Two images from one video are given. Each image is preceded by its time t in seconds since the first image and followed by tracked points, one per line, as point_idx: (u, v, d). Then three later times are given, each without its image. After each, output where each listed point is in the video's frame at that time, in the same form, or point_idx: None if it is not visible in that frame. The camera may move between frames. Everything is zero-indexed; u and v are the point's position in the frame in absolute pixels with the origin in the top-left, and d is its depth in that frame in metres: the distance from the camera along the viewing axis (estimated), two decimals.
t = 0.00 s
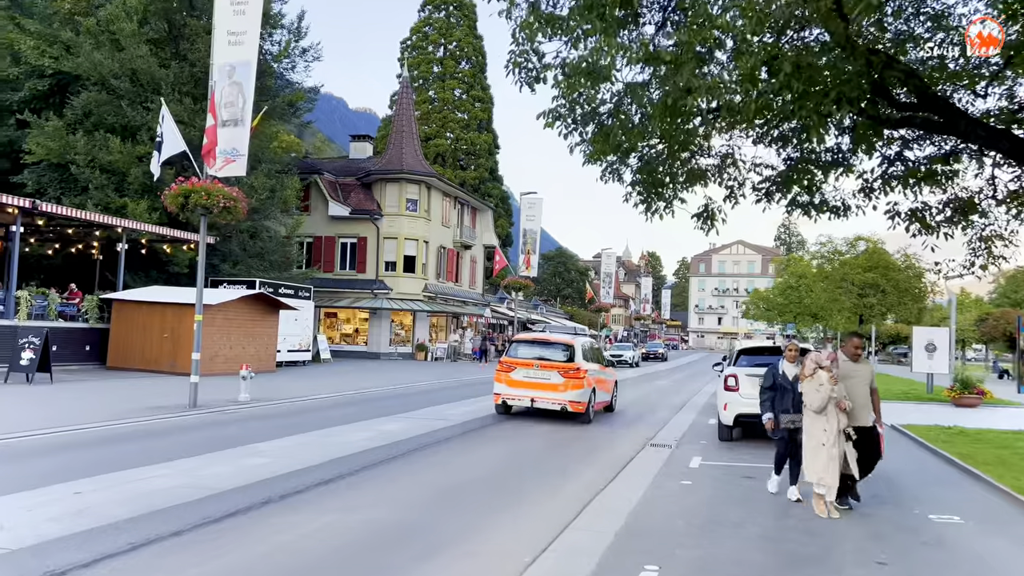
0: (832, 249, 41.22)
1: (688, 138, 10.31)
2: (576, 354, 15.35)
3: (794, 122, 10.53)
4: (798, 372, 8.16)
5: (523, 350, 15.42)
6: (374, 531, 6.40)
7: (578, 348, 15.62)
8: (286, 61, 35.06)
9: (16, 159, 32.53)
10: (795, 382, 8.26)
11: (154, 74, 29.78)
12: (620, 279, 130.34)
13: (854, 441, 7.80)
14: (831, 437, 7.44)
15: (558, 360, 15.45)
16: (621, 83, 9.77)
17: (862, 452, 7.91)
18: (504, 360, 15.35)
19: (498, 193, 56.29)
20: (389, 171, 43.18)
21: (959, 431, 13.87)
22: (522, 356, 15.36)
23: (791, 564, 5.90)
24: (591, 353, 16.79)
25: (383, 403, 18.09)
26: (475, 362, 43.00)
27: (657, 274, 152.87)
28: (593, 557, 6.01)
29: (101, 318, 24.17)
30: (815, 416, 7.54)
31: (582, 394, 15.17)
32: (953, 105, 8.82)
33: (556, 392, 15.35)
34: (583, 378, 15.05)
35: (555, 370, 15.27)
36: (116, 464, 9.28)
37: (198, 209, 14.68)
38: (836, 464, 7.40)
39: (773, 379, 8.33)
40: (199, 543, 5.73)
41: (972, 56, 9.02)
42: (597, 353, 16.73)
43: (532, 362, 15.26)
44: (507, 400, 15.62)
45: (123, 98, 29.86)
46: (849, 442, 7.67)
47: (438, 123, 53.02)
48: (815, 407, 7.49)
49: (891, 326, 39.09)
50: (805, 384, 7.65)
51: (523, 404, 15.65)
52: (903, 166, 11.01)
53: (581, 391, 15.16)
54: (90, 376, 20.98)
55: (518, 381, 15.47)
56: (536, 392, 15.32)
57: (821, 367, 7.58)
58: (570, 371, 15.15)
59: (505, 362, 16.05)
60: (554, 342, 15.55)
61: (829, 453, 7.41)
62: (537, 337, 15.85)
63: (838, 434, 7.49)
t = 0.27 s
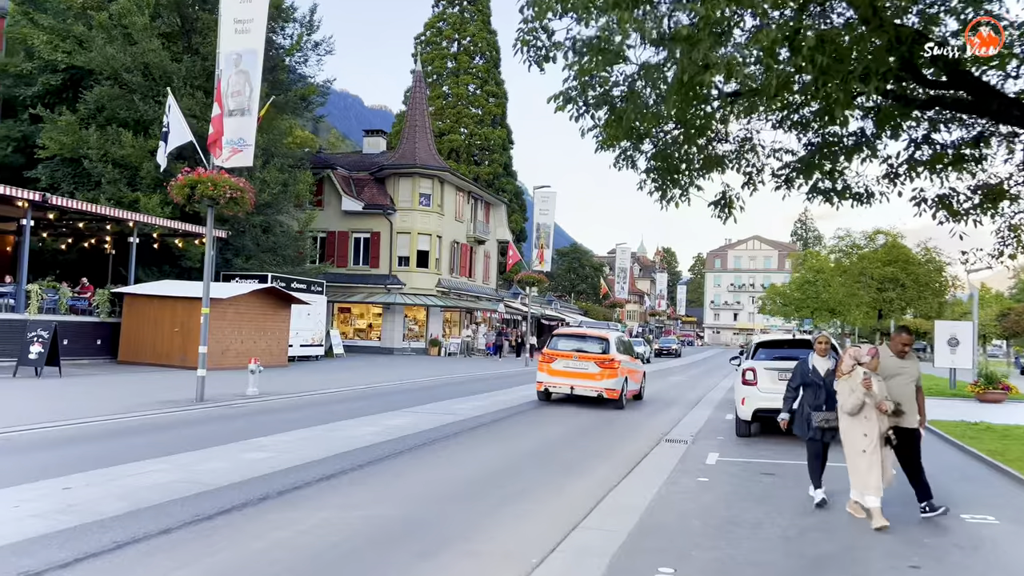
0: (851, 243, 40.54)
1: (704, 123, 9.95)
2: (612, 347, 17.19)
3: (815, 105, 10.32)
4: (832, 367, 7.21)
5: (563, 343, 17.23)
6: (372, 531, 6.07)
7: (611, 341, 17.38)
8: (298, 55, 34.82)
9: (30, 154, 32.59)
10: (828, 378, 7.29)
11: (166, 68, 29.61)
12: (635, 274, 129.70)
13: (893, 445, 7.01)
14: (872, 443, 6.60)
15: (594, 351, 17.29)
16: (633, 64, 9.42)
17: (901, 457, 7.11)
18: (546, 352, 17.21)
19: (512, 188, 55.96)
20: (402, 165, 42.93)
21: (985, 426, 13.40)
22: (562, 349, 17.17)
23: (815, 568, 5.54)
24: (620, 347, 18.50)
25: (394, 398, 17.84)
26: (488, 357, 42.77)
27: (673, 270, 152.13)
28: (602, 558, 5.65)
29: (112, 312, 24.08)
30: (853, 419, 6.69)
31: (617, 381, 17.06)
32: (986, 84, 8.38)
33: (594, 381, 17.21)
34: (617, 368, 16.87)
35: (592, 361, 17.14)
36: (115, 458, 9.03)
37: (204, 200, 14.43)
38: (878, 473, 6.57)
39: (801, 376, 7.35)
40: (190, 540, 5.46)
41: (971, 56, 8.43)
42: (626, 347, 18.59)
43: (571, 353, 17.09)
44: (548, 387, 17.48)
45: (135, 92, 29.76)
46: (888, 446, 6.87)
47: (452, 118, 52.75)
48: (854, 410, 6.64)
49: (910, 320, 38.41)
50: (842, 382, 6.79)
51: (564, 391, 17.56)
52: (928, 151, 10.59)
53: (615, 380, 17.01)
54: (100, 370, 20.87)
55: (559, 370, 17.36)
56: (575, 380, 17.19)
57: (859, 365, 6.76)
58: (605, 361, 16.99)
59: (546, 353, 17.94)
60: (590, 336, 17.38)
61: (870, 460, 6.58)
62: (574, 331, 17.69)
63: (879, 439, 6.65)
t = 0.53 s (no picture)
0: (869, 240, 39.83)
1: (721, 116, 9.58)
2: (641, 347, 18.61)
3: (839, 96, 10.04)
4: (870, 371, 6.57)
5: (598, 344, 18.66)
6: (366, 550, 5.67)
7: (641, 341, 18.82)
8: (307, 51, 34.62)
9: (40, 152, 32.50)
10: (861, 385, 6.76)
11: (175, 65, 29.34)
12: (649, 272, 128.85)
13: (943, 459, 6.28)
14: (917, 453, 5.94)
15: (627, 350, 18.75)
16: (647, 54, 9.04)
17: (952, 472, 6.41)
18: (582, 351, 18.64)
19: (525, 186, 55.50)
20: (413, 162, 42.59)
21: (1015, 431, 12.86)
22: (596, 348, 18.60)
23: None
24: (650, 347, 19.91)
25: (402, 399, 17.48)
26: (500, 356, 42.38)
27: (687, 267, 151.10)
28: None
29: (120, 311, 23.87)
30: (897, 428, 6.07)
31: (648, 378, 18.51)
32: None
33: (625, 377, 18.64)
34: (647, 366, 18.28)
35: (624, 359, 18.59)
36: (108, 463, 8.69)
37: (207, 198, 14.12)
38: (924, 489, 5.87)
39: (833, 383, 6.87)
40: (171, 559, 5.08)
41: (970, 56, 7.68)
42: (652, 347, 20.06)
43: (604, 353, 18.50)
44: (584, 383, 18.96)
45: (144, 89, 29.55)
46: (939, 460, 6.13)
47: (464, 115, 52.36)
48: (900, 416, 6.00)
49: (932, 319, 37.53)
50: (886, 386, 6.15)
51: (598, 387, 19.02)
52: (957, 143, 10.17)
53: (646, 376, 18.45)
54: (106, 370, 20.64)
55: (594, 367, 18.82)
56: (609, 377, 18.65)
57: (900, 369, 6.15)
58: (636, 360, 18.43)
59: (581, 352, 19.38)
60: (621, 336, 18.80)
61: (915, 474, 5.89)
62: (607, 332, 19.14)
63: (926, 450, 5.98)
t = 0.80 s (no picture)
0: (884, 237, 39.20)
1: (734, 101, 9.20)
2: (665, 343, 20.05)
3: (857, 81, 9.67)
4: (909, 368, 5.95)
5: (625, 340, 20.14)
6: (358, 552, 5.38)
7: (665, 338, 20.25)
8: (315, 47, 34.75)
9: (47, 149, 32.37)
10: (893, 385, 6.19)
11: (182, 62, 29.16)
12: (660, 270, 128.15)
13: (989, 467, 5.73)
14: (949, 460, 5.48)
15: (651, 346, 20.22)
16: (656, 34, 8.65)
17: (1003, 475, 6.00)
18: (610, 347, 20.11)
19: (535, 184, 55.16)
20: (422, 160, 42.34)
21: None
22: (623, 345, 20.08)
23: None
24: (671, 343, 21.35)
25: (408, 397, 17.20)
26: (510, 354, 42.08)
27: (699, 266, 150.23)
28: None
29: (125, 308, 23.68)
30: (933, 430, 5.57)
31: (672, 371, 20.01)
32: None
33: (651, 371, 20.20)
34: (671, 360, 19.75)
35: (650, 354, 20.09)
36: (99, 462, 8.43)
37: (208, 192, 13.88)
38: (955, 500, 5.42)
39: (863, 381, 6.26)
40: (148, 563, 4.80)
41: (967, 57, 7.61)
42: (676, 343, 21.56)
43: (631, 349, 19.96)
44: (613, 377, 20.44)
45: (151, 86, 29.39)
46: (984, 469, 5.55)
47: (475, 112, 52.07)
48: (941, 415, 5.50)
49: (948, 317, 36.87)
50: (922, 386, 5.67)
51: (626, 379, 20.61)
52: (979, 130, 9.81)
53: (670, 369, 19.94)
54: (110, 368, 20.46)
55: (622, 363, 20.29)
56: (636, 371, 20.12)
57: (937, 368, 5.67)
58: (661, 355, 19.89)
59: (609, 348, 20.87)
60: (646, 333, 20.23)
61: (944, 482, 5.45)
62: (633, 329, 20.58)
63: (963, 457, 5.48)
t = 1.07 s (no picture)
0: (898, 238, 38.56)
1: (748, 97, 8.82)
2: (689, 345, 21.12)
3: (875, 75, 9.27)
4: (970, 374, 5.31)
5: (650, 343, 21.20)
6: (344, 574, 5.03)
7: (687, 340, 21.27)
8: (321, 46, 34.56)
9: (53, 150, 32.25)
10: (938, 397, 5.56)
11: (186, 62, 28.95)
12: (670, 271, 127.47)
13: None
14: (1002, 482, 4.87)
15: (675, 348, 21.27)
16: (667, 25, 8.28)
17: None
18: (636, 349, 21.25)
19: (544, 185, 54.79)
20: (430, 160, 42.03)
21: None
22: (648, 347, 21.20)
23: None
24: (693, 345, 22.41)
25: (412, 401, 16.86)
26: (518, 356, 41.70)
27: (709, 267, 149.42)
28: None
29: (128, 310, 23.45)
30: (984, 447, 5.00)
31: (694, 372, 21.12)
32: None
33: (674, 371, 21.24)
34: (694, 361, 20.80)
35: (673, 356, 21.16)
36: (86, 471, 8.13)
37: (207, 192, 13.56)
38: (1006, 528, 4.80)
39: (901, 393, 5.65)
40: None
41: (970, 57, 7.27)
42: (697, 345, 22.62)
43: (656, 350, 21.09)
44: (638, 377, 21.46)
45: (156, 86, 29.20)
46: None
47: (483, 113, 51.75)
48: (987, 430, 4.96)
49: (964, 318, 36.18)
50: (970, 397, 5.15)
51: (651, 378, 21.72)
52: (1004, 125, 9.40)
53: (693, 370, 20.99)
54: (112, 370, 20.22)
55: (646, 364, 21.34)
56: (660, 371, 21.18)
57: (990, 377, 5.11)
58: (685, 357, 20.96)
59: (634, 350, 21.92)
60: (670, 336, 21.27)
61: (998, 506, 4.84)
62: (657, 332, 21.63)
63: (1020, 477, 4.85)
